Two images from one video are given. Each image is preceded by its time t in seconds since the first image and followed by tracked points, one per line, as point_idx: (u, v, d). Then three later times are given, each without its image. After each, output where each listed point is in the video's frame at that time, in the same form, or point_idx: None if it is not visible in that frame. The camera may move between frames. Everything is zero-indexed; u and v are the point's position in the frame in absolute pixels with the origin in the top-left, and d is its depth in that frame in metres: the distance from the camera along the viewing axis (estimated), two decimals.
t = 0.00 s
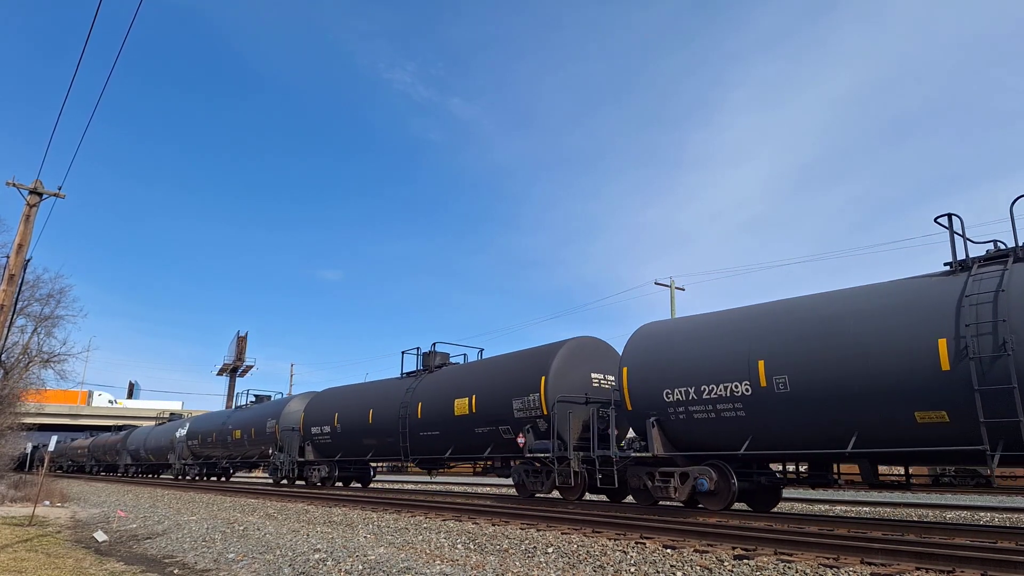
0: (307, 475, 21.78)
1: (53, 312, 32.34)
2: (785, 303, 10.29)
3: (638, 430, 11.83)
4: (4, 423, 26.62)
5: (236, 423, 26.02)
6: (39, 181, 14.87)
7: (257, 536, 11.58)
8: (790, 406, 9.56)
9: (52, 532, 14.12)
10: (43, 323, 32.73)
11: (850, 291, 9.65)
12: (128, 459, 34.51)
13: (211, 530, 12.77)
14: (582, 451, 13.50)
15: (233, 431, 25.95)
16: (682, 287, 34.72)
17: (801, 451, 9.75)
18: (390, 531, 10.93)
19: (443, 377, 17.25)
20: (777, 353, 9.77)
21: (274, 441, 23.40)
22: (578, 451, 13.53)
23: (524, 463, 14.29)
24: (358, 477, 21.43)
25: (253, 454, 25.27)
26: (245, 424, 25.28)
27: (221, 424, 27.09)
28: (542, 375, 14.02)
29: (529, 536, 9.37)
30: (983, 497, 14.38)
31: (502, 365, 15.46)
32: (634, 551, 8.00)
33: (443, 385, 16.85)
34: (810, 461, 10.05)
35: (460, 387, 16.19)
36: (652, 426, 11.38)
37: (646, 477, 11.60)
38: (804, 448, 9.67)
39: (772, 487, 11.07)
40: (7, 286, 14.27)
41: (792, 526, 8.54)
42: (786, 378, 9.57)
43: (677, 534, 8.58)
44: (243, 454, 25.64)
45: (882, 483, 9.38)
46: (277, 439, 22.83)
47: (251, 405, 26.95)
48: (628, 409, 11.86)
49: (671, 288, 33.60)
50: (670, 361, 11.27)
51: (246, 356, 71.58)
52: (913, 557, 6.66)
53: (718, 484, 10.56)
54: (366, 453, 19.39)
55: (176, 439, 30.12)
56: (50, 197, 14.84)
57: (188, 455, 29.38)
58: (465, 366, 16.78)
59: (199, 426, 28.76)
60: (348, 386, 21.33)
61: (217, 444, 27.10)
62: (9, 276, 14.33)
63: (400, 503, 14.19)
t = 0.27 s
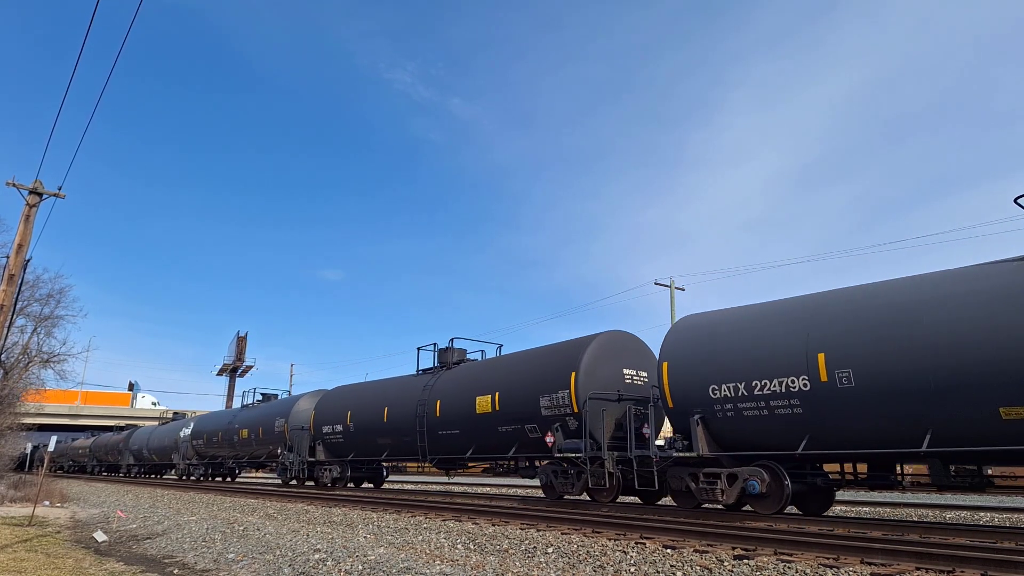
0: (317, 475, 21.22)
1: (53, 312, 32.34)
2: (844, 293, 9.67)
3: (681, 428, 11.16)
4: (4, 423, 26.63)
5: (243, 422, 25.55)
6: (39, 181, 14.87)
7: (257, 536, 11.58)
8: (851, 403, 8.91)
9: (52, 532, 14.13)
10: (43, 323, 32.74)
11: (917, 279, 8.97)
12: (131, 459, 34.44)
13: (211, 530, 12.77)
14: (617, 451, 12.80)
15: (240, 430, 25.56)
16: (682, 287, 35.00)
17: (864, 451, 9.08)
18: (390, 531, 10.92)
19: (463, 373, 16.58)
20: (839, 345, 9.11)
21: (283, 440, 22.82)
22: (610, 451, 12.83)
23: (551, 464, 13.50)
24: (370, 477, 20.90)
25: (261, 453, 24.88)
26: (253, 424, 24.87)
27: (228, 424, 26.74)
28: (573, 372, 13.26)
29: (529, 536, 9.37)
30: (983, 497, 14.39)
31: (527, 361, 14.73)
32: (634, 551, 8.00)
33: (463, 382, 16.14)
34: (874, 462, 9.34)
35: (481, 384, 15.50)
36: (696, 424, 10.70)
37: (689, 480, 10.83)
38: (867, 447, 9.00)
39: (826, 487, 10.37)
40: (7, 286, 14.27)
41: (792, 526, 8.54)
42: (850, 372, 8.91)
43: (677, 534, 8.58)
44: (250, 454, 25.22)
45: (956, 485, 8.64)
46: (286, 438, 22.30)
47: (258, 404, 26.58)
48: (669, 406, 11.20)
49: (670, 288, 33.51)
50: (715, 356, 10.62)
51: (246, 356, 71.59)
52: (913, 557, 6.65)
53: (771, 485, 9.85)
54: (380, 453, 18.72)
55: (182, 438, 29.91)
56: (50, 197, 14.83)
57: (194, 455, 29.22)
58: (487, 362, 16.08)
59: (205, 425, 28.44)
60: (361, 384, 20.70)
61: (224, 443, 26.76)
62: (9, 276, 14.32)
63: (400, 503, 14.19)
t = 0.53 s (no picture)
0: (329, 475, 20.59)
1: (53, 312, 32.34)
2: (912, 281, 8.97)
3: (729, 427, 10.46)
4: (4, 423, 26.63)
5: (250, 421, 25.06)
6: (39, 181, 14.87)
7: (257, 536, 11.59)
8: (925, 398, 8.26)
9: (52, 532, 14.14)
10: (43, 323, 32.73)
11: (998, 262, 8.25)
12: (134, 459, 34.37)
13: (211, 530, 12.78)
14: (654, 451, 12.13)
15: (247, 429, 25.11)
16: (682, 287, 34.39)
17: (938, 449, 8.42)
18: (390, 531, 10.93)
19: (484, 369, 15.98)
20: (911, 336, 8.45)
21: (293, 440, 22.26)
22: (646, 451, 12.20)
23: (582, 464, 12.82)
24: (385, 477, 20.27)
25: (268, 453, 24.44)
26: (260, 423, 24.40)
27: (234, 423, 26.33)
28: (605, 366, 12.61)
29: (529, 536, 9.38)
30: (984, 498, 14.37)
31: (554, 355, 14.11)
32: (634, 551, 8.00)
33: (486, 378, 15.51)
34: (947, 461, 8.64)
35: (505, 380, 14.88)
36: (748, 422, 10.03)
37: (738, 480, 10.16)
38: (941, 445, 8.35)
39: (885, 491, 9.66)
40: (6, 286, 14.26)
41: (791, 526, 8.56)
42: (924, 365, 8.25)
43: (677, 534, 8.59)
44: (257, 454, 24.75)
45: None
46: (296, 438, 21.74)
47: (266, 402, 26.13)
48: (717, 403, 10.50)
49: (670, 288, 32.42)
50: (769, 349, 9.94)
51: (246, 356, 71.55)
52: (912, 557, 6.65)
53: (830, 488, 9.17)
54: (398, 454, 18.10)
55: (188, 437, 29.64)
56: (50, 197, 14.82)
57: (199, 455, 28.99)
58: (511, 358, 15.45)
59: (211, 424, 28.07)
60: (377, 381, 20.09)
61: (230, 443, 26.37)
62: (9, 276, 14.32)
63: (400, 503, 14.20)
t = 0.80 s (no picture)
0: (341, 475, 20.00)
1: (53, 312, 32.35)
2: (991, 266, 8.33)
3: (784, 425, 9.87)
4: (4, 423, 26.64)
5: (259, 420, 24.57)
6: (39, 181, 14.87)
7: (257, 536, 11.59)
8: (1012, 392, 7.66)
9: (52, 532, 14.16)
10: (43, 323, 32.72)
11: None
12: (137, 459, 34.22)
13: (211, 530, 12.79)
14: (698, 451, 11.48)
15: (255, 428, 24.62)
16: (682, 287, 35.02)
17: None
18: (390, 531, 10.94)
19: (508, 365, 15.36)
20: (994, 325, 7.85)
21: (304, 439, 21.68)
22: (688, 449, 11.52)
23: (618, 464, 12.20)
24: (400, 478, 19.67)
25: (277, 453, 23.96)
26: (269, 422, 23.89)
27: (241, 422, 25.86)
28: (643, 361, 11.94)
29: (529, 536, 9.38)
30: (983, 497, 14.39)
31: (585, 351, 13.46)
32: (634, 551, 8.00)
33: (512, 374, 14.91)
34: None
35: (531, 376, 14.26)
36: (805, 418, 9.46)
37: (794, 482, 9.50)
38: None
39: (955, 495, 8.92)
40: (7, 287, 14.26)
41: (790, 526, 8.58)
42: (1010, 356, 7.65)
43: (677, 534, 8.59)
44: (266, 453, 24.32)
45: None
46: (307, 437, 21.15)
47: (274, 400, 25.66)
48: (770, 400, 9.91)
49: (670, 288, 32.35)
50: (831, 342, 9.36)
51: (246, 356, 71.58)
52: (913, 557, 6.65)
53: (899, 490, 8.55)
54: (416, 454, 17.49)
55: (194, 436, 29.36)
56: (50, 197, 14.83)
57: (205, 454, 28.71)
58: (537, 353, 14.81)
59: (217, 423, 27.66)
60: (392, 378, 19.48)
61: (238, 442, 25.93)
62: (9, 276, 14.32)
63: (400, 503, 14.21)
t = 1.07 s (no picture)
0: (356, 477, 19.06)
1: (53, 312, 32.34)
2: None
3: (846, 422, 9.11)
4: (5, 423, 26.64)
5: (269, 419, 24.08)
6: (39, 181, 14.87)
7: (258, 536, 11.59)
8: None
9: (52, 532, 14.16)
10: (43, 323, 32.72)
11: None
12: (141, 459, 34.14)
13: (210, 530, 12.79)
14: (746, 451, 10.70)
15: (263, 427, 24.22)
16: (682, 287, 35.98)
17: None
18: (390, 531, 10.94)
19: (536, 360, 14.75)
20: None
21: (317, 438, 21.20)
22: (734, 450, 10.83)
23: (657, 464, 11.42)
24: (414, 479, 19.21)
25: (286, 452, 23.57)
26: (278, 421, 23.49)
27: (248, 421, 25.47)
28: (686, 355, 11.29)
29: (529, 536, 9.38)
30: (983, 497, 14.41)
31: (619, 346, 12.90)
32: (634, 551, 8.00)
33: (539, 370, 14.34)
34: None
35: (562, 372, 13.63)
36: (872, 413, 8.71)
37: (859, 484, 8.77)
38: None
39: None
40: (7, 287, 14.26)
41: (790, 526, 8.58)
42: None
43: (677, 534, 8.59)
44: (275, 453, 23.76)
45: None
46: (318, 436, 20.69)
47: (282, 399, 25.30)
48: (832, 396, 9.15)
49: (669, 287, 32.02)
50: (901, 333, 8.59)
51: (246, 355, 71.60)
52: (913, 557, 6.65)
53: (980, 493, 7.77)
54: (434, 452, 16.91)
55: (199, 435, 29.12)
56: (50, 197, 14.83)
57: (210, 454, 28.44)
58: (569, 347, 14.17)
59: (224, 423, 27.29)
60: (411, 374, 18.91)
61: (245, 441, 25.58)
62: (9, 276, 14.32)
63: (400, 503, 14.22)
